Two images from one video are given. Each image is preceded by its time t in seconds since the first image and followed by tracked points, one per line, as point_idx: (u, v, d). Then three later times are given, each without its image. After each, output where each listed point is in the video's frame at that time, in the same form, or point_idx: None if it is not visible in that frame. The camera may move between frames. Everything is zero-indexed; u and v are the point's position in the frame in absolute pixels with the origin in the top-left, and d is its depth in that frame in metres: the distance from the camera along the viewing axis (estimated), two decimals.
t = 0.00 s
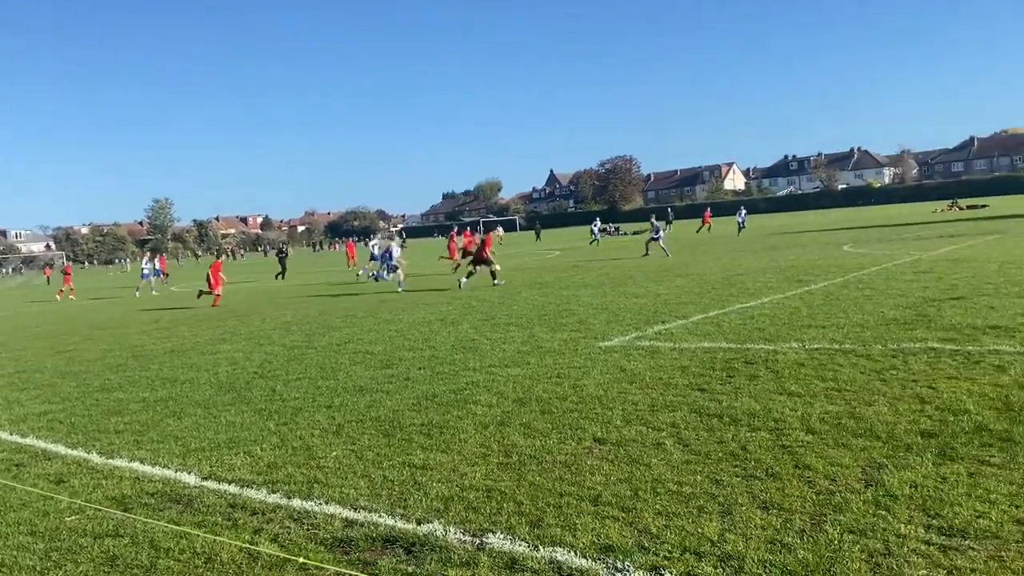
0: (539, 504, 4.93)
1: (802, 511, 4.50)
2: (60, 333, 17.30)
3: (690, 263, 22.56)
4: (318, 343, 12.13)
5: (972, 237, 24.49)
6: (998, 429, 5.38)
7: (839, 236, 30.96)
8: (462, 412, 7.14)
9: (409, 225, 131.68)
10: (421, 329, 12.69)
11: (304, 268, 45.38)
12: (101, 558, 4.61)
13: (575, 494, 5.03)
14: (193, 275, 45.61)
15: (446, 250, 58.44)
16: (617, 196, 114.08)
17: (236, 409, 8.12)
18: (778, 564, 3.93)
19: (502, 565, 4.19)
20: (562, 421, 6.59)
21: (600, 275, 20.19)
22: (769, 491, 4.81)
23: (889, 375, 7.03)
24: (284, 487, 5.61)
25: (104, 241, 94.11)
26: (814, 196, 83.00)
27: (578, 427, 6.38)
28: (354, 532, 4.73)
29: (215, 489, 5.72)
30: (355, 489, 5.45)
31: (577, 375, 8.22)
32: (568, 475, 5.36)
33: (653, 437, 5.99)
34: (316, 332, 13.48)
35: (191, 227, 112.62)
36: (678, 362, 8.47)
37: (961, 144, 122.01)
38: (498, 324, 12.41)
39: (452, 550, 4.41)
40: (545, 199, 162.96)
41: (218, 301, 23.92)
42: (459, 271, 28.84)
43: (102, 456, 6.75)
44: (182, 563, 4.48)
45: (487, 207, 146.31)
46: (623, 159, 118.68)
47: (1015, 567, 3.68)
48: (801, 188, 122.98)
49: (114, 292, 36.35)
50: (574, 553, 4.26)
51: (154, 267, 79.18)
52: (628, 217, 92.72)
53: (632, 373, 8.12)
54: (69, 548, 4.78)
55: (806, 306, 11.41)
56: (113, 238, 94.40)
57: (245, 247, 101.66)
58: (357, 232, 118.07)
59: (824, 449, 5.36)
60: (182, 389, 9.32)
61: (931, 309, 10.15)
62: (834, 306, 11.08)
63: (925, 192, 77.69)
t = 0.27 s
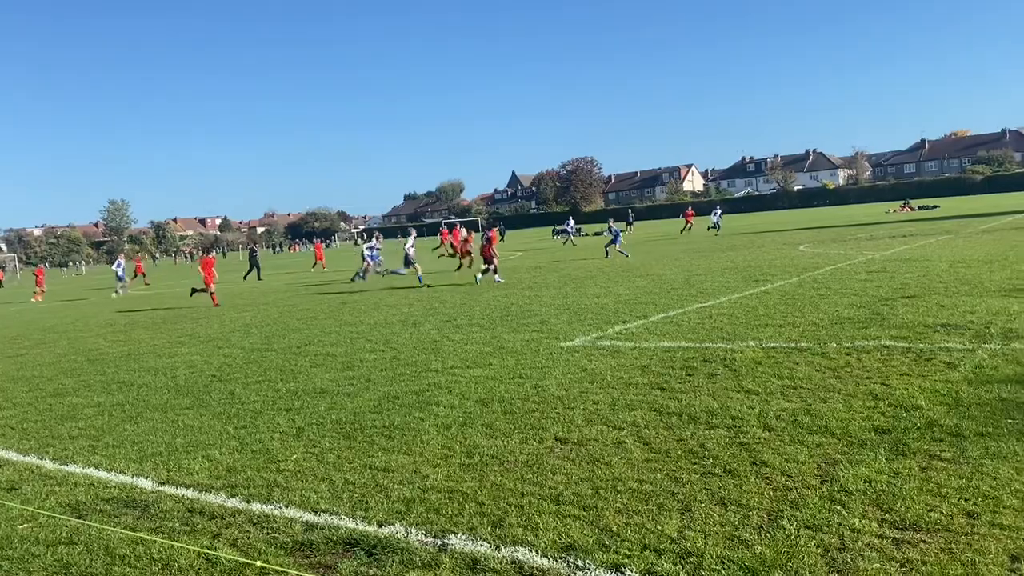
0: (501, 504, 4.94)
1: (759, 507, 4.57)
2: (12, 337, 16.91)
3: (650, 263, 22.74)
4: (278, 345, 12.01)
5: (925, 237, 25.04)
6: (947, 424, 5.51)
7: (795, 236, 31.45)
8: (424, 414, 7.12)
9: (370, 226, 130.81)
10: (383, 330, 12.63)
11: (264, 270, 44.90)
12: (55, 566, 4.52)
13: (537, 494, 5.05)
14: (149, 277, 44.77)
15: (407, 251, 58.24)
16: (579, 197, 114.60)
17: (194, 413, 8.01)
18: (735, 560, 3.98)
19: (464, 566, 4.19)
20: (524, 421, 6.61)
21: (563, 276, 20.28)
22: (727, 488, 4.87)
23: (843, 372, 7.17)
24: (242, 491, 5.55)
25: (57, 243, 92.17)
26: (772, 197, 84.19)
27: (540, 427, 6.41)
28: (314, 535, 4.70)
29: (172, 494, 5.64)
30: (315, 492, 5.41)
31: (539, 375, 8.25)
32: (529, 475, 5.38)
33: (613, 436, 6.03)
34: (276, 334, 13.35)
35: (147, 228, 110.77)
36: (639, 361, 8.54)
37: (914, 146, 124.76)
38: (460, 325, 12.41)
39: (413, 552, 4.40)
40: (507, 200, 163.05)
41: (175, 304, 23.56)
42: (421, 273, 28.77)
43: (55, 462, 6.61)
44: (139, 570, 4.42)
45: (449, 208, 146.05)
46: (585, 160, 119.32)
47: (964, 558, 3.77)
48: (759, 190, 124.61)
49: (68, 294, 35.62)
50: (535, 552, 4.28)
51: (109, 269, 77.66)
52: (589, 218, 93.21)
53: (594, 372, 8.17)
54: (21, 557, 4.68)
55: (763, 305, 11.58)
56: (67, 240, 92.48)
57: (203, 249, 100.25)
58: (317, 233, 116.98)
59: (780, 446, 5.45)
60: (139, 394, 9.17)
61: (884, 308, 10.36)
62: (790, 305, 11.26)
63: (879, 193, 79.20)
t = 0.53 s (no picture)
0: (457, 507, 4.93)
1: (713, 505, 4.62)
2: None
3: (607, 265, 22.88)
4: (232, 349, 11.85)
5: (874, 238, 25.59)
6: (896, 421, 5.62)
7: (749, 237, 31.92)
8: (381, 417, 7.08)
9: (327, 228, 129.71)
10: (340, 333, 12.53)
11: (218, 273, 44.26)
12: None
13: (494, 496, 5.05)
14: (99, 278, 43.80)
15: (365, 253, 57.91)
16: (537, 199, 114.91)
17: (146, 418, 7.86)
18: (690, 559, 4.02)
19: (421, 569, 4.17)
20: (482, 423, 6.61)
21: (521, 277, 20.32)
22: (682, 486, 4.92)
23: (796, 371, 7.28)
24: (195, 498, 5.46)
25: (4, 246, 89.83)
26: (728, 199, 85.29)
27: (498, 429, 6.40)
28: (269, 541, 4.65)
29: (122, 501, 5.52)
30: (270, 497, 5.34)
31: (497, 377, 8.25)
32: (487, 477, 5.37)
33: (571, 437, 6.05)
34: (230, 338, 13.17)
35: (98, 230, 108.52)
36: (596, 362, 8.59)
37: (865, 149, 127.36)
38: (418, 327, 12.36)
39: (369, 556, 4.36)
40: (465, 201, 162.89)
41: (127, 307, 23.11)
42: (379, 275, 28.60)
43: None
44: None
45: (407, 209, 145.43)
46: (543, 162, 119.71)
47: (911, 552, 3.85)
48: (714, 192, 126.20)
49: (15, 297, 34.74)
50: (491, 554, 4.27)
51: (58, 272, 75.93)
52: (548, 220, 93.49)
53: (551, 373, 8.20)
54: None
55: (718, 305, 11.73)
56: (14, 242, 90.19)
57: (156, 251, 98.49)
58: (273, 235, 115.64)
59: (734, 444, 5.51)
60: (88, 399, 8.97)
61: (835, 307, 10.56)
62: (744, 305, 11.42)
63: (832, 195, 80.68)
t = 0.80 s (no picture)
0: (411, 511, 4.89)
1: (665, 505, 4.65)
2: None
3: (563, 266, 22.97)
4: (182, 354, 11.63)
5: (824, 239, 26.12)
6: (843, 419, 5.73)
7: (703, 239, 32.34)
8: (334, 422, 7.00)
9: (281, 229, 128.21)
10: (293, 336, 12.38)
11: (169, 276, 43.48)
12: None
13: (448, 499, 5.02)
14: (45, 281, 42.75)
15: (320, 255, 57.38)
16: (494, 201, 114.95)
17: (91, 425, 7.68)
18: (642, 558, 4.05)
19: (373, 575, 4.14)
20: (436, 426, 6.57)
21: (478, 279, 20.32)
22: (635, 486, 4.95)
23: (746, 370, 7.39)
24: (142, 506, 5.35)
25: None
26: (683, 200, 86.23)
27: (452, 432, 6.38)
28: (218, 549, 4.57)
29: (66, 511, 5.39)
30: (219, 505, 5.25)
31: (452, 379, 8.21)
32: (441, 481, 5.34)
33: (525, 438, 6.05)
34: (180, 342, 12.92)
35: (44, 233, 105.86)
36: (551, 363, 8.61)
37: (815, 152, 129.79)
38: (373, 330, 12.27)
39: (321, 562, 4.31)
40: (421, 203, 162.21)
41: (73, 311, 22.55)
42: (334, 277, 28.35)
43: None
44: None
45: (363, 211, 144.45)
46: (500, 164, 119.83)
47: (857, 548, 3.92)
48: (667, 194, 127.58)
49: None
50: (445, 558, 4.25)
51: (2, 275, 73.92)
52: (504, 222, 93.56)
53: (507, 375, 8.20)
54: None
55: (671, 306, 11.86)
56: None
57: (104, 254, 96.39)
58: (226, 237, 113.93)
59: (686, 444, 5.56)
60: (31, 407, 8.73)
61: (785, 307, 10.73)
62: (697, 306, 11.56)
63: (783, 197, 82.04)
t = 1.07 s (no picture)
0: (362, 516, 4.85)
1: (616, 505, 4.68)
2: None
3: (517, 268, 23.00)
4: (127, 359, 11.38)
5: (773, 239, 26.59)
6: (790, 417, 5.82)
7: (655, 240, 32.67)
8: (284, 426, 6.91)
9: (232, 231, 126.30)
10: (243, 340, 12.20)
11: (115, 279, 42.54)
12: None
13: (399, 503, 4.99)
14: None
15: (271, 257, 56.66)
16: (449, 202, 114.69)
17: (32, 433, 7.47)
18: (593, 559, 4.06)
19: None
20: (388, 430, 6.53)
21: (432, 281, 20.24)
22: (587, 487, 4.97)
23: (696, 370, 7.47)
24: (85, 515, 5.22)
25: None
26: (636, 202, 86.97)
27: (404, 435, 6.34)
28: (163, 558, 4.48)
29: (4, 522, 5.23)
30: (166, 512, 5.15)
31: (404, 382, 8.17)
32: (392, 485, 5.31)
33: (478, 441, 6.04)
34: (126, 347, 12.64)
35: None
36: (504, 365, 8.61)
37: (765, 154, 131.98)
38: (324, 333, 12.15)
39: (269, 569, 4.26)
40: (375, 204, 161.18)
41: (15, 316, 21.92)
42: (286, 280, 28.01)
43: None
44: None
45: (316, 213, 143.00)
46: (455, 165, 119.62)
47: (803, 544, 3.99)
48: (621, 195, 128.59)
49: None
50: (396, 563, 4.22)
51: None
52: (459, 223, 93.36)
53: (460, 377, 8.18)
54: None
55: (624, 307, 11.95)
56: None
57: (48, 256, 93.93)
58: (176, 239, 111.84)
59: (637, 443, 5.61)
60: None
61: (734, 307, 10.88)
62: (649, 306, 11.67)
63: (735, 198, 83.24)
